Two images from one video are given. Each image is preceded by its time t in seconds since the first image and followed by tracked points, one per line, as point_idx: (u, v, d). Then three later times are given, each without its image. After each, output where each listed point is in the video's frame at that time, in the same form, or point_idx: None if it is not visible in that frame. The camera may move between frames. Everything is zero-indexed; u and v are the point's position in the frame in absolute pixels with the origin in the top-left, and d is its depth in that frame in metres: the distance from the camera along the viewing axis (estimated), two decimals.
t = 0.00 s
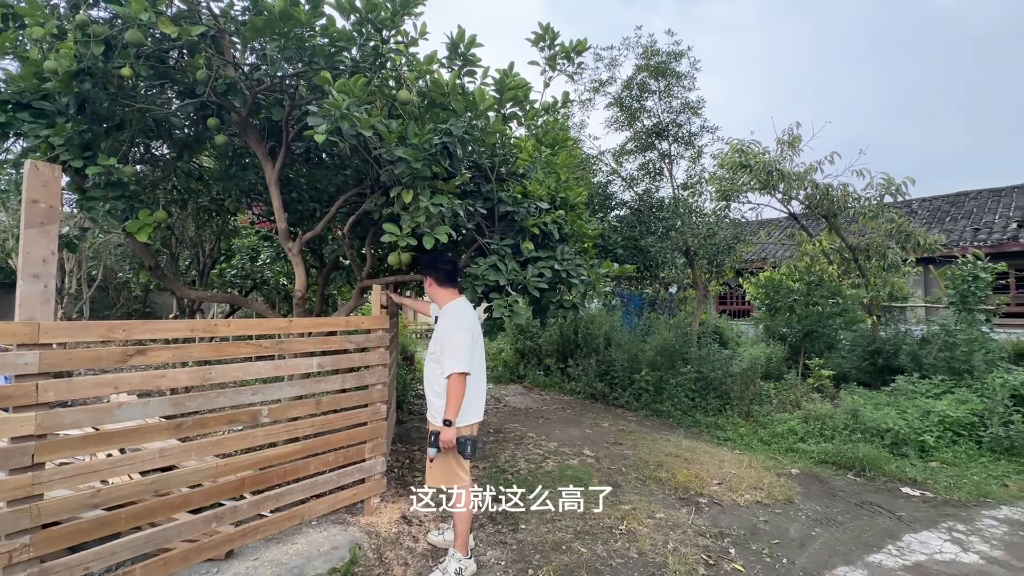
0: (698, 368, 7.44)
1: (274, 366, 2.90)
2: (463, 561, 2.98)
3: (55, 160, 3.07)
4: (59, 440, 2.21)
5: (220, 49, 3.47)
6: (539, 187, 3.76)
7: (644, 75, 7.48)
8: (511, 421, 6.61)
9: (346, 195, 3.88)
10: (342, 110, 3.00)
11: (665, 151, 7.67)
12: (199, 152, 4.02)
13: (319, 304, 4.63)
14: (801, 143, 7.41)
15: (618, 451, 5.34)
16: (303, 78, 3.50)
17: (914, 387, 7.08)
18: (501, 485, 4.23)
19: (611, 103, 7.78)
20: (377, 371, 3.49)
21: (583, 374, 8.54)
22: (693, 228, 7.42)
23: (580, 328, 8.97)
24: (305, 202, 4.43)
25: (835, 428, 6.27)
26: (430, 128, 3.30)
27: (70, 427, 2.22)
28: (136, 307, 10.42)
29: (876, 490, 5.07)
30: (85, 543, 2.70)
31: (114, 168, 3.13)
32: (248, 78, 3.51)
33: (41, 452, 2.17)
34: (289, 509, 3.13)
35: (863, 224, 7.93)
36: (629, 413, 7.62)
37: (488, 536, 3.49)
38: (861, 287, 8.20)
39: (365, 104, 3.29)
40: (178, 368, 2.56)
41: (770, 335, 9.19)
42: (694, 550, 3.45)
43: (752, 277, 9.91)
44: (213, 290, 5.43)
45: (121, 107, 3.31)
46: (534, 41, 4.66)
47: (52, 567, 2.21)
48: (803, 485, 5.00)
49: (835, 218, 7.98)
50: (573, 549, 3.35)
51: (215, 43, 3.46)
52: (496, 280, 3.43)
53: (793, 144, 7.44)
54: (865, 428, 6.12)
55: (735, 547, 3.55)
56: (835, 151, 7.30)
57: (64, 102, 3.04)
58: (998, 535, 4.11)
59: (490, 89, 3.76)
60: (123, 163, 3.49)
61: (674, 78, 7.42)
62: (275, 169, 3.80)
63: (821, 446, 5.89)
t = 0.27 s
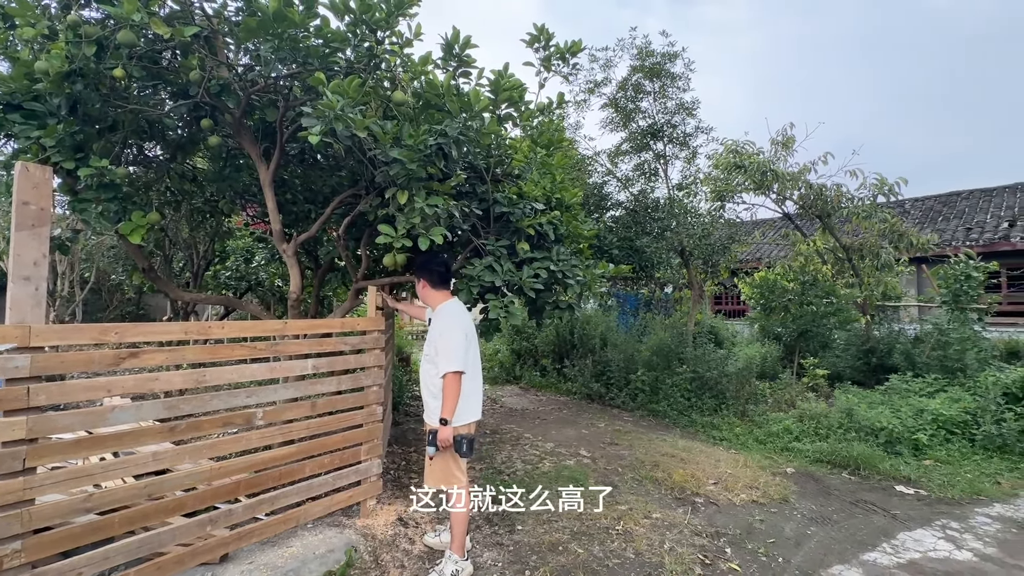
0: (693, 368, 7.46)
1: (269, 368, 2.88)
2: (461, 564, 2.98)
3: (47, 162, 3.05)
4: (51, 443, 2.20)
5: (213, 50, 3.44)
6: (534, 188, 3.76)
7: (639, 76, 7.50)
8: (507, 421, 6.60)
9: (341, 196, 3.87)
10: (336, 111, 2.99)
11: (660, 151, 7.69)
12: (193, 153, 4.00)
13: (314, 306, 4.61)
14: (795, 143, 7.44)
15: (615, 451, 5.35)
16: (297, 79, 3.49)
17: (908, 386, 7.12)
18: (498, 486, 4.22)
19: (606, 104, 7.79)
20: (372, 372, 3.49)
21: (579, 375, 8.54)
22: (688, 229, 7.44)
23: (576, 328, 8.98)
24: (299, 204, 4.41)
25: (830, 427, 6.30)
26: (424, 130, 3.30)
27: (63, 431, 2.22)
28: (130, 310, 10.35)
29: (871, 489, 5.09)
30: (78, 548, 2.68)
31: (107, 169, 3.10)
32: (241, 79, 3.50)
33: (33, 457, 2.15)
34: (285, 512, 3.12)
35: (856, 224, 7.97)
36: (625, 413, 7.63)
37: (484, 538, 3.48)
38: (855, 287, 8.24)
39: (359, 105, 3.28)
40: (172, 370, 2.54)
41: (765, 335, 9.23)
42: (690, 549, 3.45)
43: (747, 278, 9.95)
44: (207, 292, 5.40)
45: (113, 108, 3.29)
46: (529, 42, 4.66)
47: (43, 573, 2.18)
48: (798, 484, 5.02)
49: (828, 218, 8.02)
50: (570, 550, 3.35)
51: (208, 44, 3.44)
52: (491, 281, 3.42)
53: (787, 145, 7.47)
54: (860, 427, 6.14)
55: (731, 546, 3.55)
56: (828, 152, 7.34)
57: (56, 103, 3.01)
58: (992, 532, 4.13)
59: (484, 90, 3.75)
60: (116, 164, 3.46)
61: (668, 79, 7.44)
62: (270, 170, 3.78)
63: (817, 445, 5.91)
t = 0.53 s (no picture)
0: (691, 368, 7.46)
1: (266, 370, 2.88)
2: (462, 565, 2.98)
3: (41, 163, 3.03)
4: (46, 447, 2.19)
5: (209, 50, 3.42)
6: (531, 189, 3.75)
7: (635, 77, 7.51)
8: (505, 422, 6.59)
9: (338, 197, 3.86)
10: (332, 112, 2.98)
11: (657, 152, 7.70)
12: (189, 154, 3.98)
13: (312, 307, 4.60)
14: (792, 143, 7.46)
15: (613, 452, 5.34)
16: (293, 80, 3.48)
17: (905, 385, 7.14)
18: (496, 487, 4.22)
19: (603, 105, 7.80)
20: (370, 374, 3.48)
21: (576, 376, 8.54)
22: (686, 229, 7.45)
23: (574, 329, 8.97)
24: (296, 205, 4.40)
25: (827, 426, 6.31)
26: (421, 130, 3.29)
27: (58, 435, 2.21)
28: (127, 312, 10.31)
29: (868, 488, 5.10)
30: (73, 552, 2.67)
31: (103, 171, 3.09)
32: (237, 80, 3.49)
33: (28, 461, 2.14)
34: (282, 515, 3.11)
35: (853, 224, 7.99)
36: (623, 413, 7.64)
37: (483, 539, 3.47)
38: (851, 286, 8.25)
39: (356, 106, 3.27)
40: (168, 373, 2.53)
41: (762, 334, 9.24)
42: (689, 550, 3.45)
43: (744, 278, 9.97)
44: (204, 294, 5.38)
45: (108, 110, 3.28)
46: (525, 43, 4.66)
47: None
48: (796, 483, 5.03)
49: (825, 218, 8.04)
50: (568, 551, 3.35)
51: (204, 44, 3.42)
52: (489, 282, 3.42)
53: (783, 145, 7.48)
54: (857, 426, 6.16)
55: (729, 546, 3.55)
56: (824, 152, 7.36)
57: (50, 104, 3.00)
58: (989, 531, 4.14)
59: (481, 91, 3.75)
60: (112, 166, 3.45)
61: (665, 79, 7.45)
62: (266, 171, 3.77)
63: (814, 445, 5.92)
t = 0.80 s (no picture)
0: (691, 368, 7.46)
1: (265, 371, 2.87)
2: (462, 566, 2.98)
3: (40, 165, 3.03)
4: (46, 449, 2.18)
5: (209, 52, 3.42)
6: (531, 190, 3.75)
7: (634, 77, 7.51)
8: (505, 423, 6.59)
9: (337, 199, 3.86)
10: (332, 113, 2.98)
11: (656, 153, 7.70)
12: (189, 156, 3.98)
13: (311, 308, 4.60)
14: (791, 143, 7.46)
15: (613, 453, 5.34)
16: (293, 82, 3.48)
17: (905, 385, 7.14)
18: (496, 488, 4.22)
19: (602, 105, 7.80)
20: (369, 375, 3.48)
21: (576, 376, 8.53)
22: (685, 230, 7.45)
23: (573, 330, 8.97)
24: (295, 206, 4.39)
25: (828, 426, 6.31)
26: (421, 132, 3.29)
27: (59, 436, 2.20)
28: (127, 314, 10.30)
29: (868, 488, 5.10)
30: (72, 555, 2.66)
31: (102, 173, 3.09)
32: (237, 82, 3.48)
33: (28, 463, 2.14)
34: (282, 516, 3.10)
35: (852, 224, 7.99)
36: (623, 414, 7.64)
37: (483, 541, 3.47)
38: (851, 286, 8.25)
39: (355, 108, 3.27)
40: (168, 375, 2.53)
41: (762, 334, 9.24)
42: (689, 550, 3.45)
43: (743, 278, 9.97)
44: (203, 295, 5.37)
45: (107, 111, 3.28)
46: (524, 44, 4.66)
47: None
48: (796, 483, 5.03)
49: (824, 219, 8.05)
50: (568, 552, 3.34)
51: (203, 46, 3.42)
52: (488, 283, 3.42)
53: (782, 145, 7.49)
54: (857, 427, 6.16)
55: (730, 547, 3.55)
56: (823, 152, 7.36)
57: (50, 106, 3.00)
58: (989, 530, 4.14)
59: (481, 92, 3.75)
60: (111, 167, 3.45)
61: (664, 80, 7.46)
62: (266, 172, 3.77)
63: (814, 445, 5.92)
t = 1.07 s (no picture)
0: (693, 369, 7.45)
1: (267, 372, 2.88)
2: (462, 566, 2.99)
3: (44, 168, 3.04)
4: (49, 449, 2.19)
5: (211, 55, 3.43)
6: (532, 191, 3.75)
7: (636, 78, 7.51)
8: (507, 424, 6.59)
9: (339, 200, 3.87)
10: (332, 115, 2.99)
11: (658, 153, 7.70)
12: (191, 158, 4.00)
13: (313, 310, 4.60)
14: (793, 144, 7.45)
15: (614, 454, 5.34)
16: (294, 84, 3.49)
17: (908, 386, 7.12)
18: (498, 489, 4.22)
19: (603, 106, 7.80)
20: (371, 376, 3.48)
21: (578, 377, 8.52)
22: (687, 230, 7.45)
23: (575, 330, 8.96)
24: (297, 208, 4.40)
25: (830, 427, 6.29)
26: (421, 133, 3.30)
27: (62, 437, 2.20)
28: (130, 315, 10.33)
29: (871, 490, 5.09)
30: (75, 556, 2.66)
31: (105, 175, 3.10)
32: (238, 84, 3.49)
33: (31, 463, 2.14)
34: (283, 517, 3.10)
35: (855, 224, 7.97)
36: (625, 415, 7.63)
37: (484, 541, 3.47)
38: (853, 287, 8.23)
39: (357, 109, 3.28)
40: (170, 376, 2.53)
41: (764, 335, 9.23)
42: (690, 552, 3.44)
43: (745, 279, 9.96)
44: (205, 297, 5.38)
45: (109, 113, 3.30)
46: (525, 45, 4.67)
47: None
48: (798, 484, 5.02)
49: (827, 219, 8.03)
50: (569, 553, 3.34)
51: (205, 49, 3.42)
52: (489, 284, 3.43)
53: (784, 145, 7.48)
54: (860, 428, 6.15)
55: (731, 548, 3.54)
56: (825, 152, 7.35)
57: (53, 109, 3.01)
58: (992, 532, 4.13)
59: (481, 93, 3.75)
60: (114, 170, 3.46)
61: (666, 81, 7.46)
62: (268, 174, 3.78)
63: (816, 446, 5.91)
